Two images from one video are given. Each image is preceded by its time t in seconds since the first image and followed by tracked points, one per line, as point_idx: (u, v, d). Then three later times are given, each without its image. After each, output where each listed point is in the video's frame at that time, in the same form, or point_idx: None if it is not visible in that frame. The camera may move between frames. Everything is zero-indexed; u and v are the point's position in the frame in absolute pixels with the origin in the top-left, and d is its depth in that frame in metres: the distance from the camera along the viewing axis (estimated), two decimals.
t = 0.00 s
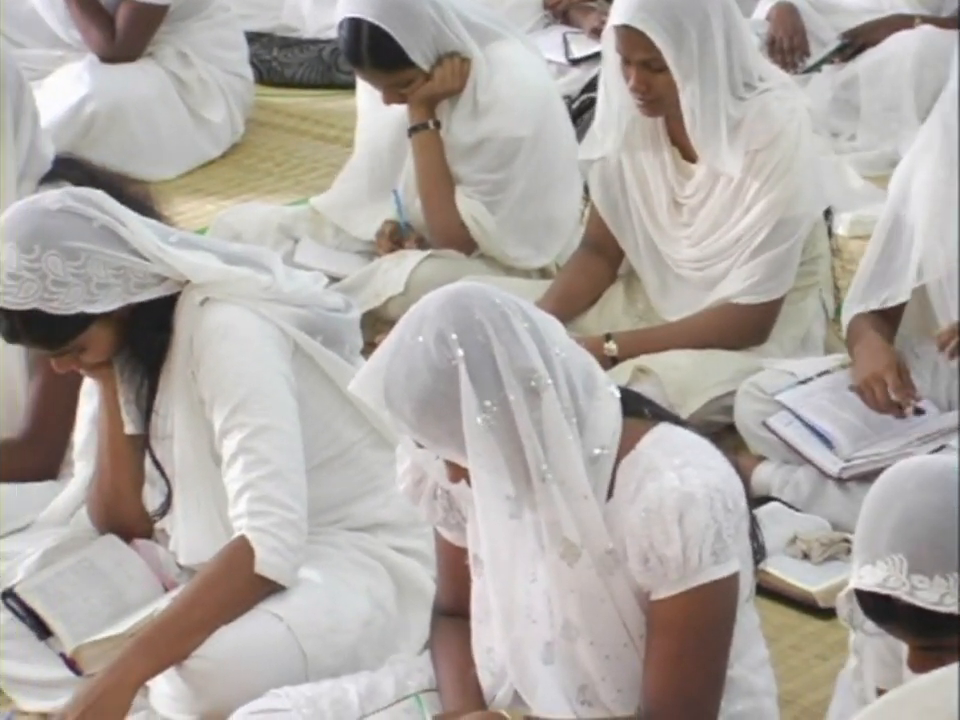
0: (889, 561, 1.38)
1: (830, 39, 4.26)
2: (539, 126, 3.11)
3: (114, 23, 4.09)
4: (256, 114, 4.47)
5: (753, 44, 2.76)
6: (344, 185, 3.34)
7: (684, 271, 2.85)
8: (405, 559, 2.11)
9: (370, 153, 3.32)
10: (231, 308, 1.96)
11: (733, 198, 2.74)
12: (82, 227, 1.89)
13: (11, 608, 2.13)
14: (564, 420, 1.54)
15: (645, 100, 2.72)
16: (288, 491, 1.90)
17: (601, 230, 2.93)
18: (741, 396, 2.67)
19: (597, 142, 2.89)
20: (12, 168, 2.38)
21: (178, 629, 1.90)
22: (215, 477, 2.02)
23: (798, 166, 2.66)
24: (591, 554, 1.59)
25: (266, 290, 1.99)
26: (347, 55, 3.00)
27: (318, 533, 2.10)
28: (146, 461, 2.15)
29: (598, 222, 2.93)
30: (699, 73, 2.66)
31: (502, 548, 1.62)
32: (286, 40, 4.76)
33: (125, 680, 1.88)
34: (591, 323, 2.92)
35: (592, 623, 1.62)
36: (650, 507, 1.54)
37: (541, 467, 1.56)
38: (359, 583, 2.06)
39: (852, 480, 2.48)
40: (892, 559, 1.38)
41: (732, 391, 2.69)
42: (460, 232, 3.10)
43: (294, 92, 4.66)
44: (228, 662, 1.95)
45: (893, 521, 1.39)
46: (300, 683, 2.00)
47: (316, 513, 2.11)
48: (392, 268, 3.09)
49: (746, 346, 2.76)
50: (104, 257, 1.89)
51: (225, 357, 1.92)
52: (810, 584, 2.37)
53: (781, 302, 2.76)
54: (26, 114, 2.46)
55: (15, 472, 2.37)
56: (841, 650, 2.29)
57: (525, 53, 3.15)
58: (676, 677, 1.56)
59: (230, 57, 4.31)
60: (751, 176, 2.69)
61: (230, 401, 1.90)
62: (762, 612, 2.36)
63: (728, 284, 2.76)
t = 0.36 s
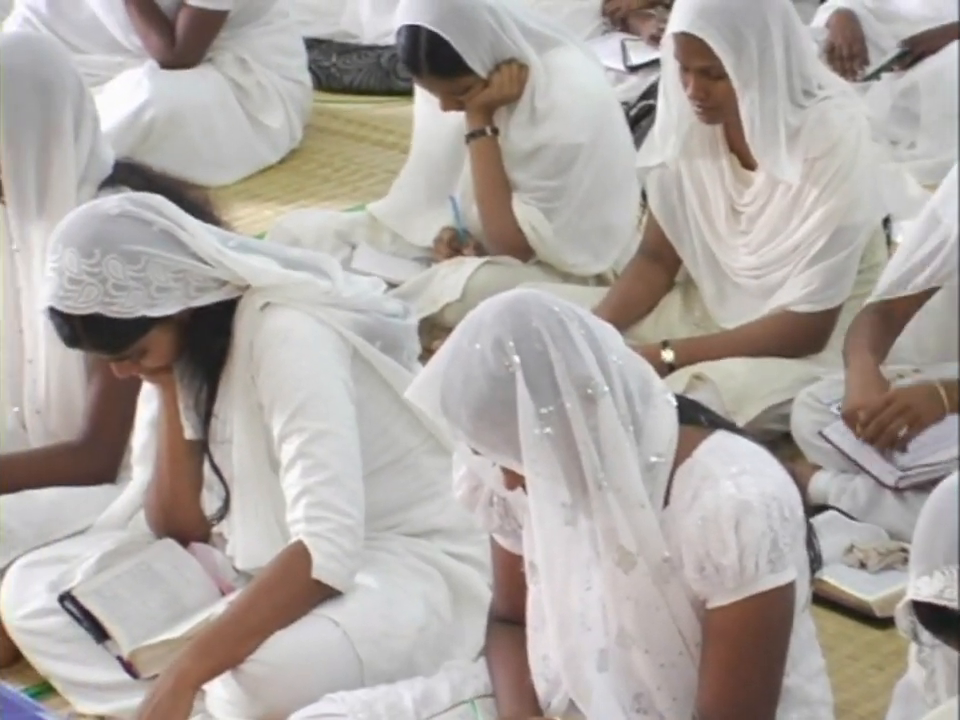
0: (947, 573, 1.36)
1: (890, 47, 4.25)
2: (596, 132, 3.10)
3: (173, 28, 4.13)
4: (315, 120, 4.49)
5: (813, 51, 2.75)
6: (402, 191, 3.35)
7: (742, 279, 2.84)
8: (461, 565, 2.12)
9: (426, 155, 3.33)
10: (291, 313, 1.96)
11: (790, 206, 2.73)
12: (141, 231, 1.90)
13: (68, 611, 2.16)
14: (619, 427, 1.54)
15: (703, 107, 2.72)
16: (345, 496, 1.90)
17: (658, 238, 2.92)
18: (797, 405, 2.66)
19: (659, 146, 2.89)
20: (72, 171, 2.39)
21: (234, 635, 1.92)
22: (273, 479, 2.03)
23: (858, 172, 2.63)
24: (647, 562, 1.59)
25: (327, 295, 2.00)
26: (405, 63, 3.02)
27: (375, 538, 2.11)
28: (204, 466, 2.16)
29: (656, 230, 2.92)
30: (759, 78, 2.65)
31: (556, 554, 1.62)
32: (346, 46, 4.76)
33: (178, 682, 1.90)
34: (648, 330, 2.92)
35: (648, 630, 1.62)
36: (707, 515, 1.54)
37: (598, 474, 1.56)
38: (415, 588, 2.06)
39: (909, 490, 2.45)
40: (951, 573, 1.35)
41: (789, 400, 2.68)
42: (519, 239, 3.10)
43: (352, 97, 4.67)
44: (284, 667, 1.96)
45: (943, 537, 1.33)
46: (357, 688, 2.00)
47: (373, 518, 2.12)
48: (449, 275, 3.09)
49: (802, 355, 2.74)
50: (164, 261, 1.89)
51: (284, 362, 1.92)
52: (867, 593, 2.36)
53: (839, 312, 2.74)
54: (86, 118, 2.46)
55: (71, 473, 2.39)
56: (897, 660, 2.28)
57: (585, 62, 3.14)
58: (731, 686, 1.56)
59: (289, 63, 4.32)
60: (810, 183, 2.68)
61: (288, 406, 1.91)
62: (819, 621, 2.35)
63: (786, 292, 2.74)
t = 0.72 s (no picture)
0: None
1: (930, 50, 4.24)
2: (636, 133, 3.08)
3: (213, 31, 4.11)
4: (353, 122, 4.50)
5: (852, 55, 2.76)
6: (441, 193, 3.35)
7: (780, 282, 2.83)
8: (498, 566, 2.12)
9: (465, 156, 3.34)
10: (344, 309, 1.98)
11: (828, 211, 2.72)
12: (192, 232, 1.92)
13: (107, 612, 2.17)
14: (657, 430, 1.54)
15: (742, 111, 2.73)
16: (383, 493, 1.90)
17: (697, 241, 2.92)
18: (836, 410, 2.65)
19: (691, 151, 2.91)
20: (113, 173, 2.42)
21: (275, 632, 1.90)
22: (314, 489, 2.03)
23: (898, 176, 2.62)
24: (684, 565, 1.58)
25: (377, 292, 2.02)
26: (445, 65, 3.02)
27: (414, 538, 2.11)
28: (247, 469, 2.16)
29: (695, 232, 2.92)
30: (798, 81, 2.66)
31: (594, 558, 1.62)
32: (385, 48, 4.76)
33: (218, 680, 1.87)
34: (687, 332, 2.92)
35: (685, 633, 1.61)
36: (744, 518, 1.54)
37: (635, 477, 1.56)
38: (452, 590, 2.06)
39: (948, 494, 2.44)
40: None
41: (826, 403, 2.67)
42: (557, 242, 3.09)
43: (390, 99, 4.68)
44: (323, 667, 1.96)
45: None
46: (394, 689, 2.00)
47: (414, 518, 2.12)
48: (487, 277, 3.07)
49: (840, 360, 2.74)
50: (214, 261, 1.91)
51: (334, 357, 1.94)
52: (906, 597, 2.36)
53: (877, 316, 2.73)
54: (127, 120, 2.47)
55: (112, 474, 2.40)
56: (935, 664, 2.27)
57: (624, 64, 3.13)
58: (769, 687, 1.55)
59: (328, 65, 4.33)
60: (848, 186, 2.67)
61: (335, 402, 1.92)
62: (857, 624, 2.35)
63: (823, 296, 2.74)
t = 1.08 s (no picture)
0: None
1: None
2: (670, 132, 3.08)
3: (245, 28, 4.11)
4: (384, 119, 4.49)
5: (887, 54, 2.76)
6: (474, 191, 3.35)
7: (814, 281, 2.82)
8: (532, 564, 2.13)
9: (499, 153, 3.34)
10: (394, 300, 2.00)
11: (862, 209, 2.72)
12: (249, 222, 1.96)
13: (140, 607, 2.18)
14: (689, 428, 1.53)
15: (776, 109, 2.73)
16: (420, 486, 1.91)
17: (730, 239, 2.91)
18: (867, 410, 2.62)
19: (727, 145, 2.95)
20: (146, 171, 2.41)
21: (309, 631, 1.90)
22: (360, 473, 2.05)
23: (932, 173, 2.61)
24: (716, 564, 1.57)
25: (426, 285, 2.04)
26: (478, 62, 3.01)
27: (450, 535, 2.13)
28: (285, 469, 2.17)
29: (728, 231, 2.92)
30: (831, 79, 2.66)
31: (626, 553, 1.62)
32: (418, 46, 4.77)
33: (254, 679, 1.87)
34: (718, 330, 2.91)
35: (718, 633, 1.60)
36: (776, 518, 1.52)
37: (667, 476, 1.56)
38: (487, 588, 2.07)
39: None
40: None
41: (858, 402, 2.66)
42: (590, 240, 3.09)
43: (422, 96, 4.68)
44: (357, 664, 1.95)
45: None
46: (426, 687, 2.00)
47: (450, 513, 2.14)
48: (519, 275, 3.06)
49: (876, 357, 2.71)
50: (269, 250, 1.94)
51: (382, 347, 1.96)
52: (937, 597, 2.35)
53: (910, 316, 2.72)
54: (161, 116, 2.47)
55: (145, 470, 2.40)
56: None
57: (658, 62, 3.13)
58: (800, 687, 1.53)
59: (360, 62, 4.33)
60: (882, 185, 2.66)
61: (379, 394, 1.94)
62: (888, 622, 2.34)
63: (857, 295, 2.73)
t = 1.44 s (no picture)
0: None
1: None
2: (712, 132, 3.05)
3: (290, 25, 4.13)
4: (427, 116, 4.50)
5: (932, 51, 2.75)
6: (517, 188, 3.36)
7: (858, 280, 2.78)
8: (570, 562, 2.12)
9: (541, 149, 3.34)
10: (430, 300, 1.99)
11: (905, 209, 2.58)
12: (291, 219, 1.96)
13: (181, 602, 2.18)
14: (730, 428, 1.53)
15: (820, 108, 2.74)
16: (457, 484, 1.91)
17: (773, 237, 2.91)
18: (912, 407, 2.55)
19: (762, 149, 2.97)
20: (190, 167, 2.42)
21: (348, 628, 1.91)
22: (398, 472, 2.07)
23: None
24: (756, 563, 1.57)
25: (466, 284, 2.04)
26: (521, 60, 3.03)
27: (489, 532, 2.13)
28: (322, 468, 2.15)
29: (770, 228, 2.91)
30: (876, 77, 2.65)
31: (666, 553, 1.61)
32: (461, 42, 4.77)
33: (291, 676, 1.88)
34: (759, 328, 2.90)
35: (758, 633, 1.60)
36: (818, 518, 1.52)
37: (708, 474, 1.55)
38: (525, 585, 2.07)
39: None
40: None
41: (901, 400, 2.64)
42: (631, 237, 3.10)
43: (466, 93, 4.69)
44: (396, 663, 1.95)
45: None
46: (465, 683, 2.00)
47: (490, 511, 2.14)
48: (561, 273, 3.05)
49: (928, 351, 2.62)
50: (308, 247, 1.94)
51: (421, 346, 1.96)
52: None
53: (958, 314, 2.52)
54: (205, 112, 2.48)
55: (188, 465, 2.41)
56: None
57: (702, 61, 3.12)
58: (839, 687, 1.53)
59: (403, 59, 4.34)
60: (921, 187, 2.48)
61: (419, 391, 1.94)
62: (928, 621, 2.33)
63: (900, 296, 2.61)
